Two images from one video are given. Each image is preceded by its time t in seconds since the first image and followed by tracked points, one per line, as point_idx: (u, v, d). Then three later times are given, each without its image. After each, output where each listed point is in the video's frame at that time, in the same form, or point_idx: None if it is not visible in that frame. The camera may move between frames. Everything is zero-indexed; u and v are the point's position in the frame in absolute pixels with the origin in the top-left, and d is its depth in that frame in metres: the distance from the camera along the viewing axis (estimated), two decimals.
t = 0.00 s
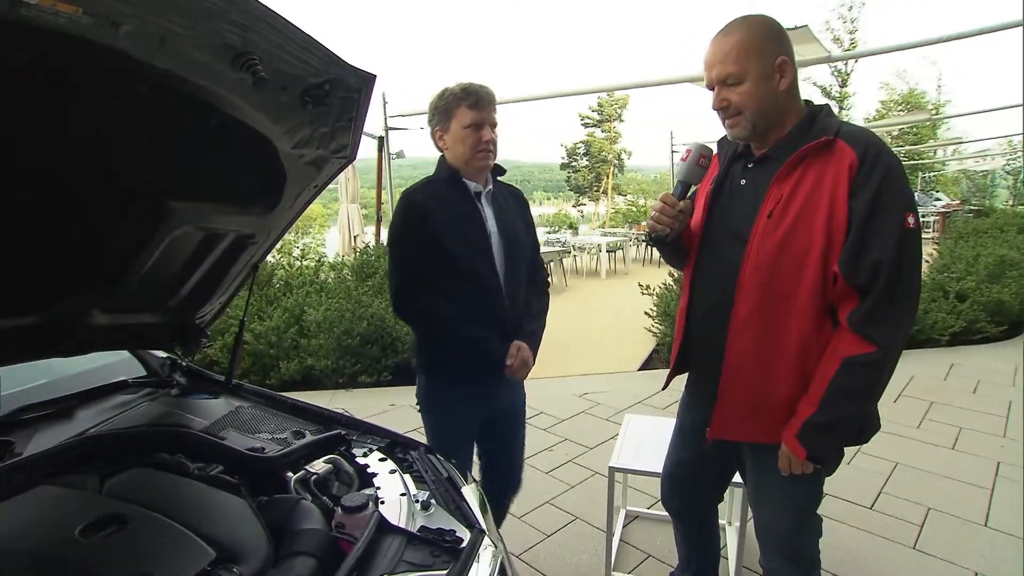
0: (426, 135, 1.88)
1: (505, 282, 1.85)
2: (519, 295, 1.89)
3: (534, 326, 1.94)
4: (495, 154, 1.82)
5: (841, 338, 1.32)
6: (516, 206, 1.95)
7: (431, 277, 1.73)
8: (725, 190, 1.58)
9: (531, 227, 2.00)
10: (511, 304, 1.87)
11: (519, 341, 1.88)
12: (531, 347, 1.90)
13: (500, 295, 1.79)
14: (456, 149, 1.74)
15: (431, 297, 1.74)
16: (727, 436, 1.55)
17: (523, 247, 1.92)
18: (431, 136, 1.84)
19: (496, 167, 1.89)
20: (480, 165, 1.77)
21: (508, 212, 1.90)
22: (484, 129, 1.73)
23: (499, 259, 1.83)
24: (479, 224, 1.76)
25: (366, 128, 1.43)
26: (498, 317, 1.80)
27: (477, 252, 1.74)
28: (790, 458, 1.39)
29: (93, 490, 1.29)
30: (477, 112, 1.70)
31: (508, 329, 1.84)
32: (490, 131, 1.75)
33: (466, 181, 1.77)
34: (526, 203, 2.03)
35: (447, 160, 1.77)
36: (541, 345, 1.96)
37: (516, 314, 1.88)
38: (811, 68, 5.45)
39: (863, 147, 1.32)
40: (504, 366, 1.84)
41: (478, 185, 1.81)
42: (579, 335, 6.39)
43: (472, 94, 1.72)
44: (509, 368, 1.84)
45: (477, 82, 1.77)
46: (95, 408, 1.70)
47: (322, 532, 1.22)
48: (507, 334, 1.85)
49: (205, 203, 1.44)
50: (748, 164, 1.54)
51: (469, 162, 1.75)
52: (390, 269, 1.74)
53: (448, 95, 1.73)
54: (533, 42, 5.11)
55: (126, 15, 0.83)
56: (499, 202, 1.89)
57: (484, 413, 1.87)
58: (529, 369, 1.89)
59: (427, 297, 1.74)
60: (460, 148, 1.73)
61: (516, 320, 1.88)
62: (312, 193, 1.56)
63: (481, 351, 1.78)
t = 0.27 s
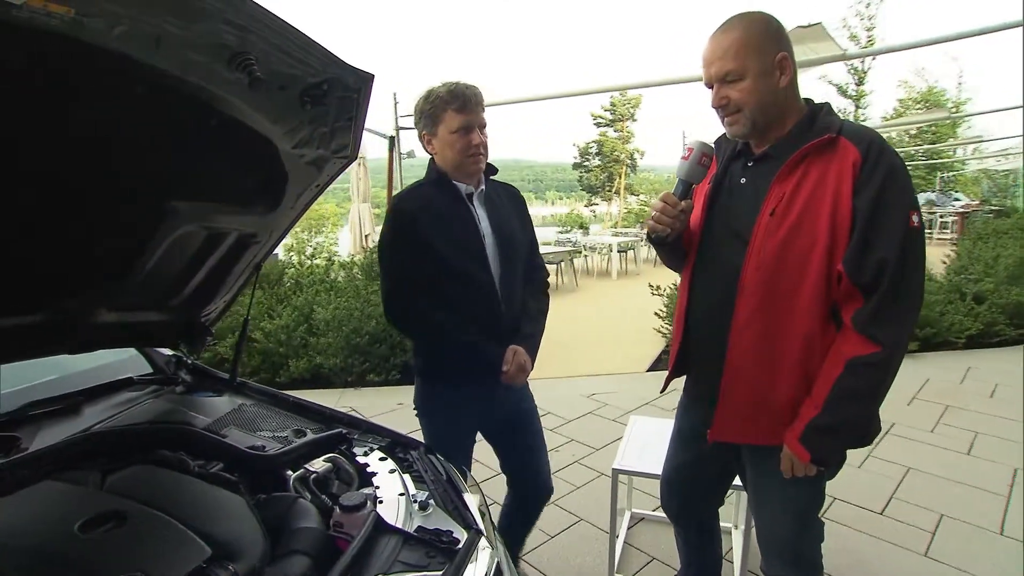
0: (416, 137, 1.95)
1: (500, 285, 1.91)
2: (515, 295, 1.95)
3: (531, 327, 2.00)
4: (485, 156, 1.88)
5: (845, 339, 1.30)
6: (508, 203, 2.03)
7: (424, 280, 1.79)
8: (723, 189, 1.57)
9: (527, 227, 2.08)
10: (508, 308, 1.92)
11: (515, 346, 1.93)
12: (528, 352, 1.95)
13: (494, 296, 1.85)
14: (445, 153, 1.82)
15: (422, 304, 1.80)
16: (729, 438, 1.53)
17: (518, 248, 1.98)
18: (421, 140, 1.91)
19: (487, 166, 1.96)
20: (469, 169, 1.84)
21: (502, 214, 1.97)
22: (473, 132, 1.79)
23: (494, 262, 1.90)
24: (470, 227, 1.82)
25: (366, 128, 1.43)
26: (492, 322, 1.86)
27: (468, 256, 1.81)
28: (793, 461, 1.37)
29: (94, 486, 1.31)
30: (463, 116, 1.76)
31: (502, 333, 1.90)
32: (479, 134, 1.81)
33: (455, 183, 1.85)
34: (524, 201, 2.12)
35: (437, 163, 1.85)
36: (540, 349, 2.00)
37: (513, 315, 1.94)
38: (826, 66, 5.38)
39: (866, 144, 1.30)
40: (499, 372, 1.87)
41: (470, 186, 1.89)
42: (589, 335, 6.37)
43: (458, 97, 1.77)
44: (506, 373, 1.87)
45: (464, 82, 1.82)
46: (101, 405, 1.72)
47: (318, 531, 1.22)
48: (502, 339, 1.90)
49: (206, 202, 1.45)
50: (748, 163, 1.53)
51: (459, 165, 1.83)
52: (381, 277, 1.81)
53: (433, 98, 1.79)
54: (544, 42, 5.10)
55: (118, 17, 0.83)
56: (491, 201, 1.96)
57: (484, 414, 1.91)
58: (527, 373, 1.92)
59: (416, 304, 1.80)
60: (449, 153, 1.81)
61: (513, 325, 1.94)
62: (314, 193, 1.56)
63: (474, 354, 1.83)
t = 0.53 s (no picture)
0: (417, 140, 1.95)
1: (505, 286, 1.90)
2: (522, 298, 1.94)
3: (537, 331, 1.98)
4: (487, 159, 1.88)
5: (851, 342, 1.28)
6: (513, 204, 2.03)
7: (428, 281, 1.81)
8: (728, 189, 1.56)
9: (533, 229, 2.08)
10: (513, 311, 1.91)
11: (520, 348, 1.92)
12: (534, 354, 1.93)
13: (498, 298, 1.85)
14: (447, 156, 1.82)
15: (426, 309, 1.82)
16: (732, 441, 1.52)
17: (524, 248, 1.97)
18: (422, 143, 1.92)
19: (491, 167, 1.97)
20: (472, 170, 1.84)
21: (508, 216, 1.97)
22: (474, 134, 1.80)
23: (499, 266, 1.90)
24: (475, 231, 1.83)
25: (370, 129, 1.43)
26: (497, 326, 1.86)
27: (472, 259, 1.81)
28: (798, 465, 1.35)
29: (100, 484, 1.32)
30: (465, 118, 1.77)
31: (508, 337, 1.90)
32: (480, 136, 1.81)
33: (459, 186, 1.85)
34: (531, 203, 2.12)
35: (439, 167, 1.85)
36: (546, 353, 1.99)
37: (519, 318, 1.94)
38: (842, 65, 5.32)
39: (873, 142, 1.28)
40: (505, 375, 1.87)
41: (473, 189, 1.88)
42: (601, 337, 6.34)
43: (458, 99, 1.77)
44: (511, 376, 1.87)
45: (464, 85, 1.83)
46: (110, 403, 1.74)
47: (318, 532, 1.22)
48: (507, 342, 1.89)
49: (214, 202, 1.46)
50: (753, 163, 1.52)
51: (461, 168, 1.83)
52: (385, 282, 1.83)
53: (434, 100, 1.80)
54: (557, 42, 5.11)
55: (116, 20, 0.84)
56: (497, 203, 1.96)
57: (491, 417, 1.90)
58: (534, 376, 1.91)
59: (419, 309, 1.82)
60: (452, 156, 1.81)
61: (519, 328, 1.93)
62: (319, 195, 1.57)
63: (476, 357, 1.83)
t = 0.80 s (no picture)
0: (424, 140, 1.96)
1: (510, 287, 1.90)
2: (526, 300, 1.94)
3: (542, 333, 1.97)
4: (494, 160, 1.88)
5: (850, 345, 1.26)
6: (518, 206, 2.02)
7: (433, 283, 1.80)
8: (730, 189, 1.54)
9: (538, 231, 2.07)
10: (518, 313, 1.91)
11: (527, 351, 1.92)
12: (540, 356, 1.94)
13: (505, 299, 1.84)
14: (453, 156, 1.82)
15: (431, 312, 1.82)
16: (730, 443, 1.50)
17: (528, 250, 1.96)
18: (428, 143, 1.92)
19: (496, 169, 1.97)
20: (478, 171, 1.83)
21: (513, 218, 1.96)
22: (481, 134, 1.79)
23: (505, 268, 1.89)
24: (481, 234, 1.82)
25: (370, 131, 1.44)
26: (503, 328, 1.86)
27: (477, 261, 1.80)
28: (796, 470, 1.33)
29: (104, 482, 1.34)
30: (472, 118, 1.77)
31: (514, 340, 1.89)
32: (487, 136, 1.81)
33: (465, 187, 1.85)
34: (534, 204, 2.11)
35: (445, 168, 1.86)
36: (552, 355, 1.98)
37: (524, 320, 1.93)
38: (857, 62, 5.26)
39: (874, 142, 1.26)
40: (511, 379, 1.86)
41: (478, 191, 1.88)
42: (611, 337, 6.32)
43: (465, 99, 1.78)
44: (518, 379, 1.86)
45: (472, 86, 1.83)
46: (118, 403, 1.77)
47: (316, 532, 1.23)
48: (513, 344, 1.89)
49: (216, 204, 1.47)
50: (754, 162, 1.50)
51: (467, 168, 1.82)
52: (391, 284, 1.83)
53: (441, 101, 1.80)
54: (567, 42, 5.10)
55: (109, 24, 0.85)
56: (501, 205, 1.96)
57: (495, 418, 1.89)
58: (541, 378, 1.91)
59: (424, 311, 1.82)
60: (458, 156, 1.81)
61: (524, 329, 1.93)
62: (321, 196, 1.58)
63: (482, 360, 1.82)
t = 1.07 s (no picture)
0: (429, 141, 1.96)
1: (514, 289, 1.89)
2: (530, 302, 1.94)
3: (545, 335, 1.97)
4: (498, 163, 1.87)
5: (837, 351, 1.25)
6: (521, 209, 2.02)
7: (435, 284, 1.80)
8: (730, 190, 1.54)
9: (541, 234, 2.07)
10: (522, 315, 1.91)
11: (532, 352, 1.92)
12: (545, 356, 1.94)
13: (510, 301, 1.84)
14: (458, 157, 1.82)
15: (438, 312, 1.82)
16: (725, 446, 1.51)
17: (530, 252, 1.96)
18: (434, 144, 1.92)
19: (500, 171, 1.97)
20: (483, 174, 1.83)
21: (516, 221, 1.96)
22: (487, 136, 1.79)
23: (510, 271, 1.89)
24: (486, 236, 1.82)
25: (369, 132, 1.44)
26: (509, 330, 1.86)
27: (483, 263, 1.80)
28: (784, 474, 1.33)
29: (103, 482, 1.35)
30: (479, 121, 1.77)
31: (521, 341, 1.90)
32: (492, 138, 1.81)
33: (469, 190, 1.85)
34: (536, 207, 2.10)
35: (449, 170, 1.86)
36: (555, 357, 1.97)
37: (528, 323, 1.93)
38: (866, 62, 5.23)
39: (865, 143, 1.24)
40: (519, 380, 1.87)
41: (482, 192, 1.88)
42: (617, 339, 6.30)
43: (473, 101, 1.77)
44: (524, 380, 1.87)
45: (479, 87, 1.83)
46: (119, 404, 1.78)
47: (312, 534, 1.23)
48: (520, 345, 1.90)
49: (214, 206, 1.48)
50: (753, 163, 1.50)
51: (472, 171, 1.82)
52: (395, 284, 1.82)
53: (447, 101, 1.80)
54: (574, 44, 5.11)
55: (101, 27, 0.85)
56: (504, 208, 1.95)
57: (497, 420, 1.89)
58: (547, 379, 1.91)
59: (431, 312, 1.81)
60: (463, 158, 1.80)
61: (528, 332, 1.93)
62: (320, 199, 1.59)
63: (492, 363, 1.83)
